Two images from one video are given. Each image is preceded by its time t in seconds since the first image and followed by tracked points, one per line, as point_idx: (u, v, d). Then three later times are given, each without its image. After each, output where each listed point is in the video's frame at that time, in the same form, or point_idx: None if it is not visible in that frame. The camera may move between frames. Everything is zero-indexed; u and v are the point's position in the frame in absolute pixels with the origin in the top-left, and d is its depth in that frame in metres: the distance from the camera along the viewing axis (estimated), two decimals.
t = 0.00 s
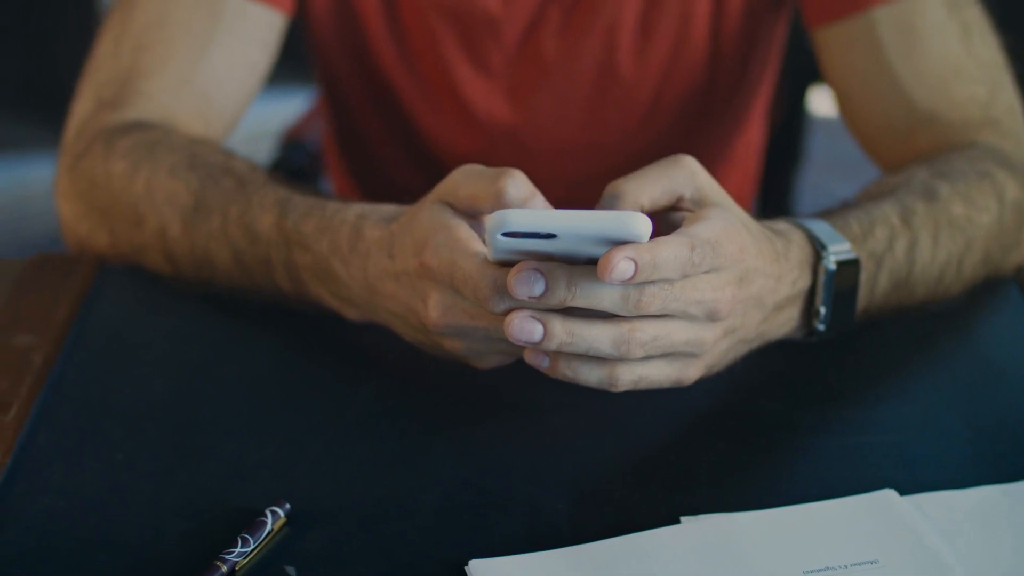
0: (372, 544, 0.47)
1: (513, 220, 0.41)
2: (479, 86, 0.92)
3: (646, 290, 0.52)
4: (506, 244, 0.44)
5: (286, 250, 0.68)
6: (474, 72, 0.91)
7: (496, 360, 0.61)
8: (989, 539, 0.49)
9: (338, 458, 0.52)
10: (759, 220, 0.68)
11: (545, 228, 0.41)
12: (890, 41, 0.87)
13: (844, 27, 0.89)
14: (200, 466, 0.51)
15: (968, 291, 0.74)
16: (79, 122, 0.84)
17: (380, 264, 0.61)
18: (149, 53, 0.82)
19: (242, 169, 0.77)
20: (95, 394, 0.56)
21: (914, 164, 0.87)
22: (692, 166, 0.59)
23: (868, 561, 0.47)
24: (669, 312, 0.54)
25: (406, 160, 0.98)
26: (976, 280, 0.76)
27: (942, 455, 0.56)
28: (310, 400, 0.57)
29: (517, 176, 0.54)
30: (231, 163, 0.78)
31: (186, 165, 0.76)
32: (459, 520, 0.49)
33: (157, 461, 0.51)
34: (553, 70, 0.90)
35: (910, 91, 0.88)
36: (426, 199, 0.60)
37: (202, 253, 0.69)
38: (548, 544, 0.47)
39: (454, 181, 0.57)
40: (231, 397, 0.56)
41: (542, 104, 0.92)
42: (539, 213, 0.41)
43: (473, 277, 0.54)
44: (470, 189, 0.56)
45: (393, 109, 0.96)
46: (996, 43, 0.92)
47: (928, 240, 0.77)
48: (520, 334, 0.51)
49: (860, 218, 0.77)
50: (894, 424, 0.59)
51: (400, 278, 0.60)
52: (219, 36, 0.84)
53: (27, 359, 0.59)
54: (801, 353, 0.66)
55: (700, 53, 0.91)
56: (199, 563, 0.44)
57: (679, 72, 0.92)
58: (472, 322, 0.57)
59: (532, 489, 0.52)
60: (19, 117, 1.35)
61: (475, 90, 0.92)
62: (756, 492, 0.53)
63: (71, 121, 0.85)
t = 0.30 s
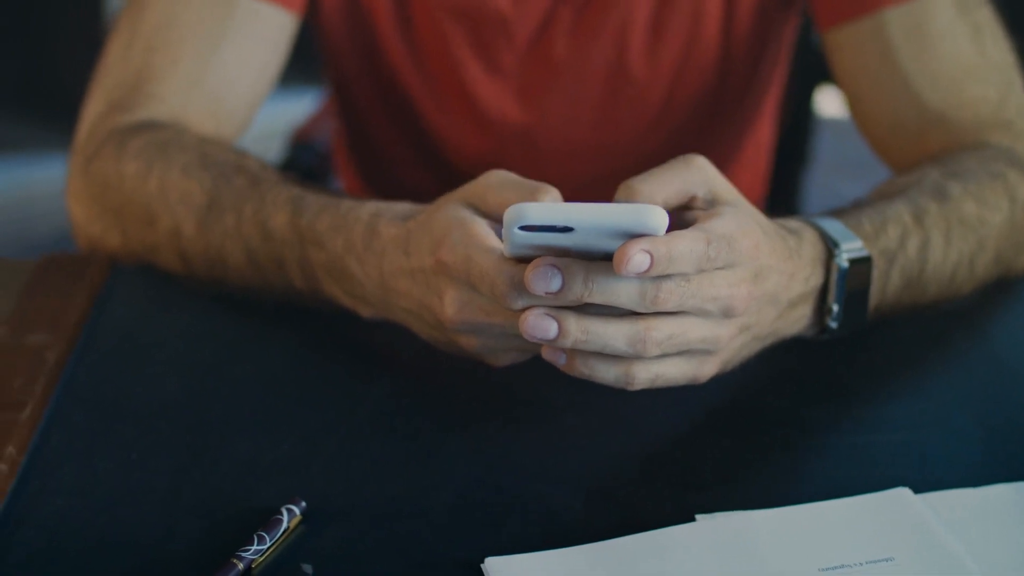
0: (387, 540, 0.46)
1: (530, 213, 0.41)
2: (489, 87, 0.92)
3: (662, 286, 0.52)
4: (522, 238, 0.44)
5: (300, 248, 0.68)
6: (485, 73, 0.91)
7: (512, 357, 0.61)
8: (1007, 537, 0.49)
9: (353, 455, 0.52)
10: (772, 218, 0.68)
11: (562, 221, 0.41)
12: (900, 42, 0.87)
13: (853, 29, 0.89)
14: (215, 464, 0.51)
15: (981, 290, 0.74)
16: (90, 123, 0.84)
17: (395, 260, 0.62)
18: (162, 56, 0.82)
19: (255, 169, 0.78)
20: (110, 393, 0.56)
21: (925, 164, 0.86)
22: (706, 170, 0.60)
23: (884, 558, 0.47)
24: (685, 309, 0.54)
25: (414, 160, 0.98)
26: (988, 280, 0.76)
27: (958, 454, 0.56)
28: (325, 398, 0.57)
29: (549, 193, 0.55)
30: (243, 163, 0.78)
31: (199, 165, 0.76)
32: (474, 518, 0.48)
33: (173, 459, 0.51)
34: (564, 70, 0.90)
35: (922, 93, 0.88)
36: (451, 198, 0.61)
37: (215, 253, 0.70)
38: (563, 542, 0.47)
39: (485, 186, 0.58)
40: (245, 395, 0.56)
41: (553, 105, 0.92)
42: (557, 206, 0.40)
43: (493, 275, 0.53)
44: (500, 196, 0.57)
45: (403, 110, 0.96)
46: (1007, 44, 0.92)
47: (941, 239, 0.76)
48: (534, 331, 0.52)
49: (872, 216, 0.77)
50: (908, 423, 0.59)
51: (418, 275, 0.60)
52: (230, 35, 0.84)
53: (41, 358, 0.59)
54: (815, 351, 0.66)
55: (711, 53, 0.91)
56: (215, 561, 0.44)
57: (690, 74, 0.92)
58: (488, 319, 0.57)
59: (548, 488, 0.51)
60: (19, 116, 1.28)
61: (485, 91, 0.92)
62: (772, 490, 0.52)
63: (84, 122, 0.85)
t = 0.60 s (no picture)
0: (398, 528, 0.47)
1: (544, 200, 0.41)
2: (496, 80, 0.93)
3: (674, 274, 0.52)
4: (534, 225, 0.44)
5: (308, 238, 0.68)
6: (492, 65, 0.92)
7: (523, 344, 0.62)
8: (1015, 524, 0.49)
9: (363, 444, 0.52)
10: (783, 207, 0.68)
11: (575, 208, 0.41)
12: (907, 33, 0.88)
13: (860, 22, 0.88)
14: (224, 453, 0.51)
15: (988, 278, 0.74)
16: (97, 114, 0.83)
17: (405, 248, 0.62)
18: (169, 46, 0.85)
19: (262, 158, 0.78)
20: (118, 381, 0.56)
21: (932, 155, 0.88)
22: (734, 152, 0.61)
23: (894, 545, 0.47)
24: (696, 298, 0.54)
25: (422, 155, 0.94)
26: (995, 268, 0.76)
27: (967, 441, 0.56)
28: (334, 385, 0.57)
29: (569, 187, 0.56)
30: (251, 153, 0.78)
31: (207, 155, 0.76)
32: (484, 505, 0.49)
33: (183, 447, 0.51)
34: (571, 63, 0.92)
35: (927, 84, 0.89)
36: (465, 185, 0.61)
37: (224, 243, 0.70)
38: (573, 529, 0.47)
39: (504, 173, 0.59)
40: (253, 384, 0.56)
41: (559, 97, 0.93)
42: (572, 193, 0.40)
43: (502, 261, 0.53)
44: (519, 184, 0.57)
45: (411, 105, 0.94)
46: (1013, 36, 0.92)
47: (947, 228, 0.77)
48: (546, 316, 0.51)
49: (879, 206, 0.77)
50: (917, 410, 0.59)
51: (429, 263, 0.60)
52: (235, 30, 0.87)
53: (50, 349, 0.59)
54: (822, 338, 0.66)
55: (717, 48, 0.92)
56: (226, 548, 0.44)
57: (695, 66, 0.92)
58: (500, 305, 0.58)
59: (556, 476, 0.51)
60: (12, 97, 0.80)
61: (492, 81, 0.93)
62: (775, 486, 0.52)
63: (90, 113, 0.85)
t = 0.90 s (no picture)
0: (410, 525, 0.46)
1: (561, 201, 0.41)
2: (504, 77, 0.93)
3: (689, 276, 0.52)
4: (550, 225, 0.44)
5: (318, 235, 0.68)
6: (499, 62, 0.92)
7: (535, 343, 0.62)
8: None
9: (375, 440, 0.52)
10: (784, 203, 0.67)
11: (592, 211, 0.41)
12: (914, 28, 0.87)
13: (866, 18, 0.89)
14: (235, 449, 0.51)
15: (992, 274, 0.74)
16: (104, 111, 0.83)
17: (417, 247, 0.62)
18: (176, 41, 0.82)
19: (271, 156, 0.78)
20: (129, 377, 0.56)
21: (936, 152, 0.86)
22: (728, 166, 0.59)
23: (904, 539, 0.47)
24: (710, 299, 0.54)
25: (425, 151, 0.98)
26: (999, 264, 0.76)
27: (976, 435, 0.56)
28: (346, 382, 0.57)
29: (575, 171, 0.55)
30: (260, 151, 0.78)
31: (215, 152, 0.76)
32: (494, 500, 0.48)
33: (194, 442, 0.51)
34: (580, 61, 0.92)
35: (932, 80, 0.88)
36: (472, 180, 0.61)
37: (231, 240, 0.70)
38: (585, 524, 0.47)
39: (512, 160, 0.58)
40: (263, 381, 0.56)
41: (566, 93, 0.93)
42: (588, 195, 0.40)
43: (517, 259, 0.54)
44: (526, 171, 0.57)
45: (416, 101, 0.96)
46: (1017, 34, 0.92)
47: (952, 224, 0.76)
48: (560, 317, 0.52)
49: (884, 201, 0.77)
50: (926, 405, 0.59)
51: (442, 262, 0.61)
52: (238, 30, 0.84)
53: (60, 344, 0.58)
54: (829, 334, 0.66)
55: (724, 45, 0.93)
56: (238, 543, 0.44)
57: (700, 66, 0.93)
58: (514, 304, 0.58)
59: (568, 472, 0.51)
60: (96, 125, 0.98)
61: (501, 80, 0.93)
62: (787, 472, 0.52)
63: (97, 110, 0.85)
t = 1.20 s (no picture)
0: (415, 523, 0.46)
1: (567, 196, 0.41)
2: (506, 77, 0.93)
3: (695, 272, 0.52)
4: (556, 221, 0.44)
5: (322, 235, 0.68)
6: (501, 62, 0.92)
7: (536, 344, 0.62)
8: None
9: (380, 439, 0.52)
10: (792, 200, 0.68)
11: (598, 204, 0.41)
12: (915, 27, 0.87)
13: (867, 17, 0.89)
14: (240, 448, 0.51)
15: (995, 271, 0.74)
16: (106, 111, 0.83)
17: (421, 245, 0.62)
18: (178, 41, 0.82)
19: (274, 156, 0.78)
20: (134, 377, 0.56)
21: (937, 150, 0.86)
22: (751, 152, 0.60)
23: (908, 535, 0.47)
24: (716, 295, 0.54)
25: (428, 152, 0.98)
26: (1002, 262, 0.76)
27: (979, 432, 0.56)
28: (352, 381, 0.57)
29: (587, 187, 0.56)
30: (264, 150, 0.78)
31: (219, 152, 0.76)
32: (499, 498, 0.48)
33: (200, 441, 0.51)
34: (582, 61, 0.92)
35: (933, 79, 0.88)
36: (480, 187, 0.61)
37: (235, 239, 0.70)
38: (589, 522, 0.47)
39: (521, 176, 0.59)
40: (268, 380, 0.56)
41: (568, 93, 0.93)
42: (595, 189, 0.40)
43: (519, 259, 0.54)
44: (536, 189, 0.58)
45: (416, 101, 0.96)
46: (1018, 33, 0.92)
47: (955, 222, 0.76)
48: (567, 315, 0.52)
49: (888, 199, 0.77)
50: (930, 402, 0.59)
51: (446, 262, 0.61)
52: (242, 27, 0.84)
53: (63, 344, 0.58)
54: (832, 331, 0.66)
55: (725, 44, 0.93)
56: (243, 542, 0.44)
57: (703, 66, 0.93)
58: (517, 305, 0.58)
59: (572, 470, 0.51)
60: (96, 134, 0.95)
61: (504, 80, 0.93)
62: (792, 470, 0.52)
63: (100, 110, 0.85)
